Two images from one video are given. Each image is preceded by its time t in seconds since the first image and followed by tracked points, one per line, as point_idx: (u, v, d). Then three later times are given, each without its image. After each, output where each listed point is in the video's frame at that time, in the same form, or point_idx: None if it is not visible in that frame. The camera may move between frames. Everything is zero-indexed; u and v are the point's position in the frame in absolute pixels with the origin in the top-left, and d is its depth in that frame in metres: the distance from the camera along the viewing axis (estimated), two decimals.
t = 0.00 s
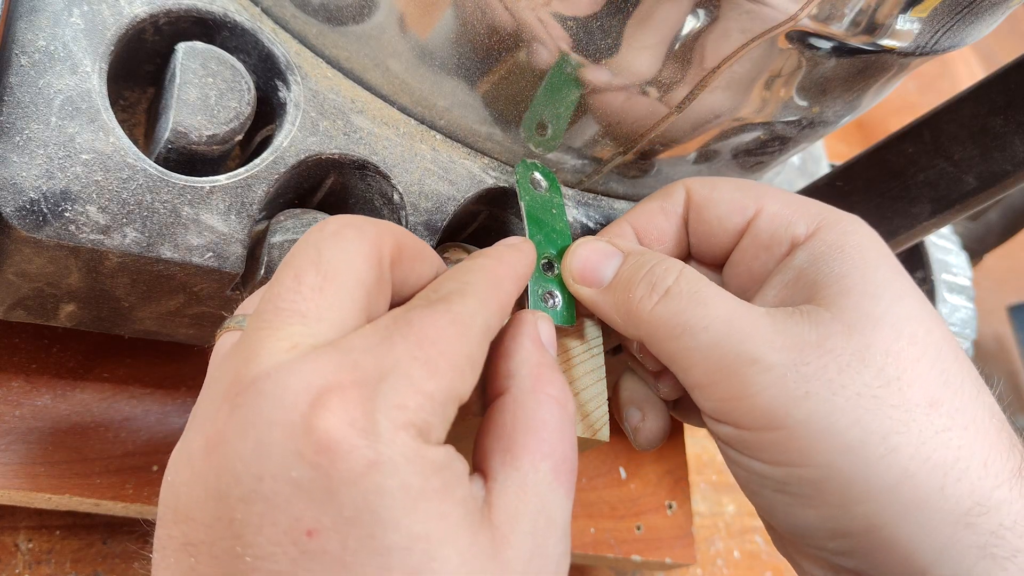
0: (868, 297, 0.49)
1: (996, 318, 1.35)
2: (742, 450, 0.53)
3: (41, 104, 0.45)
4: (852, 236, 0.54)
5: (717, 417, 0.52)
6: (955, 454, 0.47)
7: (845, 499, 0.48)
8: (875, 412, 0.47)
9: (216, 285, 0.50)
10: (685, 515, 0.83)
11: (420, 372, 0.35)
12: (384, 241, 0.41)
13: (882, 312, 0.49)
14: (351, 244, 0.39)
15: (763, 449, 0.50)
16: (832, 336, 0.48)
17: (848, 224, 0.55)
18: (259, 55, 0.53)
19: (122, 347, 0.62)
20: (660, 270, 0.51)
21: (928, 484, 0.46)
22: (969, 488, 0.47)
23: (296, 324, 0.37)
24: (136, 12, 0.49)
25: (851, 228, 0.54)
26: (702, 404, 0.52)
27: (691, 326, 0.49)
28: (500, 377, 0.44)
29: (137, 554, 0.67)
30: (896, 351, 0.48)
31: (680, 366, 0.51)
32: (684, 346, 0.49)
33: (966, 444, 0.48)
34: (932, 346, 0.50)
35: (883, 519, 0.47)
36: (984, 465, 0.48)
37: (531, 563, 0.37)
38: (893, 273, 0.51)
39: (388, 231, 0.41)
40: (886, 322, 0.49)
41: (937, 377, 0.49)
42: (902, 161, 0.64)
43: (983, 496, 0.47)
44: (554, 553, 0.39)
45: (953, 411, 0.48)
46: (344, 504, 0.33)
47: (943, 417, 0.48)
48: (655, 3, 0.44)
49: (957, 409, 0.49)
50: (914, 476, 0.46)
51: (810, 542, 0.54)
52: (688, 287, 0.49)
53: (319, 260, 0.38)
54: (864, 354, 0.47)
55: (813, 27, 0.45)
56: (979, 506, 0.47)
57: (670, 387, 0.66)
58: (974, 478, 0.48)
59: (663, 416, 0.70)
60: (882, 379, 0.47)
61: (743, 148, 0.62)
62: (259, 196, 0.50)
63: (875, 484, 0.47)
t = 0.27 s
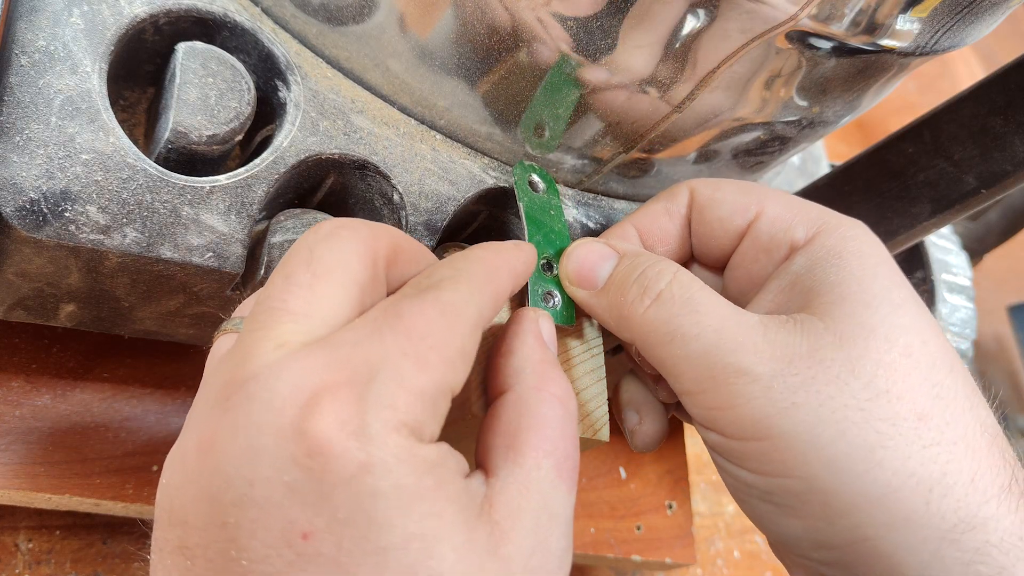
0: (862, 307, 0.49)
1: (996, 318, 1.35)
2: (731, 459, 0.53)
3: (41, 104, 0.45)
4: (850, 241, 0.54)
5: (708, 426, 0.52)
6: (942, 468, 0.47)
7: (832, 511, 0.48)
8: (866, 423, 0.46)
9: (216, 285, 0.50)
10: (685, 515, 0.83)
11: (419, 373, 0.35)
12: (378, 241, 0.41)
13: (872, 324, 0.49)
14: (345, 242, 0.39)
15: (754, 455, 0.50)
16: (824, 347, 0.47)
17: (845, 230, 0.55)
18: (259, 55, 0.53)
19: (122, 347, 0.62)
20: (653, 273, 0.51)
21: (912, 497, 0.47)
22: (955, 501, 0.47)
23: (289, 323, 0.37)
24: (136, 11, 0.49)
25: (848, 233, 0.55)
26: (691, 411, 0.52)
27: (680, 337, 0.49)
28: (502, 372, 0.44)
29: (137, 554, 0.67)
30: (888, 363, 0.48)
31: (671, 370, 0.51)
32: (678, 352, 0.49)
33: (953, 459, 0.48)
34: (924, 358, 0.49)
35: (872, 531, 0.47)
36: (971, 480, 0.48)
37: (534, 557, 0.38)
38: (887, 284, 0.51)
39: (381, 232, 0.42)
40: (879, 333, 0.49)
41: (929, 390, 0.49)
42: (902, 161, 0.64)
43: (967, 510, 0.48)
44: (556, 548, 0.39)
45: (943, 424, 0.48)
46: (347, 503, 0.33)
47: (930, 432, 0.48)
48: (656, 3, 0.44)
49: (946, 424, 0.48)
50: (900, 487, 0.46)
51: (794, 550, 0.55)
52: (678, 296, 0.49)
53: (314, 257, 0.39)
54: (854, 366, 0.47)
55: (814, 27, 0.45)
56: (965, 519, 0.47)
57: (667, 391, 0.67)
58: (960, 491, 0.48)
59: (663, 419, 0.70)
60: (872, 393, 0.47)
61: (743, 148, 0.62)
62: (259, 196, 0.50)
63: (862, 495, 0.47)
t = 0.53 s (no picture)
0: (858, 313, 0.49)
1: (996, 318, 1.35)
2: (725, 464, 0.53)
3: (41, 104, 0.45)
4: (847, 250, 0.53)
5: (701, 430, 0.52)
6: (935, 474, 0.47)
7: (826, 517, 0.48)
8: (862, 428, 0.47)
9: (216, 285, 0.50)
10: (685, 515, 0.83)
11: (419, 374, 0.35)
12: (416, 248, 0.40)
13: (867, 330, 0.49)
14: (382, 250, 0.38)
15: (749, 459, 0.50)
16: (820, 353, 0.48)
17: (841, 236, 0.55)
18: (258, 55, 0.53)
19: (123, 347, 0.62)
20: (653, 275, 0.50)
21: (904, 503, 0.47)
22: (948, 508, 0.47)
23: (317, 333, 0.36)
24: (136, 12, 0.49)
25: (845, 240, 0.54)
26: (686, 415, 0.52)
27: (677, 340, 0.48)
28: (517, 378, 0.44)
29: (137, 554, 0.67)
30: (883, 368, 0.48)
31: (666, 372, 0.50)
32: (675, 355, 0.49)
33: (947, 466, 0.48)
34: (918, 366, 0.49)
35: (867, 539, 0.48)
36: (966, 488, 0.48)
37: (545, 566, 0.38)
38: (883, 291, 0.51)
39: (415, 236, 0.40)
40: (875, 339, 0.49)
41: (923, 397, 0.49)
42: (902, 161, 0.64)
43: (961, 518, 0.47)
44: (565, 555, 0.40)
45: (937, 432, 0.48)
46: (348, 502, 0.33)
47: (925, 438, 0.48)
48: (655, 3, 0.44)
49: (940, 430, 0.48)
50: (892, 493, 0.47)
51: (786, 556, 0.55)
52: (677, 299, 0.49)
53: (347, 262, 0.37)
54: (849, 371, 0.47)
55: (813, 27, 0.45)
56: (959, 526, 0.47)
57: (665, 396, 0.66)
58: (953, 498, 0.48)
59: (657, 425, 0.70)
60: (867, 400, 0.47)
61: (743, 148, 0.62)
62: (259, 196, 0.50)
63: (855, 501, 0.47)
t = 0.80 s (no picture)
0: (857, 316, 0.49)
1: (996, 318, 1.35)
2: (722, 467, 0.53)
3: (41, 104, 0.45)
4: (848, 254, 0.53)
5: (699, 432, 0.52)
6: (933, 479, 0.47)
7: (822, 520, 0.48)
8: (861, 431, 0.47)
9: (216, 285, 0.50)
10: (685, 514, 0.83)
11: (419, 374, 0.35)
12: (403, 254, 0.39)
13: (865, 334, 0.49)
14: (370, 256, 0.38)
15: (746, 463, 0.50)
16: (819, 356, 0.48)
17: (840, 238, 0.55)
18: (258, 55, 0.53)
19: (122, 347, 0.62)
20: (653, 276, 0.50)
21: (902, 508, 0.47)
22: (946, 512, 0.47)
23: (307, 341, 0.36)
24: (136, 12, 0.49)
25: (846, 242, 0.54)
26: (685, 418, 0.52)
27: (675, 343, 0.48)
28: (513, 383, 0.44)
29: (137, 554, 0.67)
30: (882, 371, 0.48)
31: (663, 373, 0.50)
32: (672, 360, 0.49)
33: (945, 471, 0.48)
34: (918, 369, 0.49)
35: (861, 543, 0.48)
36: (963, 493, 0.48)
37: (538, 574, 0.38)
38: (882, 293, 0.51)
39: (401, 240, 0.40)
40: (874, 342, 0.49)
41: (922, 400, 0.49)
42: (901, 161, 0.64)
43: (958, 523, 0.48)
44: (559, 564, 0.40)
45: (935, 436, 0.48)
46: (338, 508, 0.34)
47: (923, 442, 0.48)
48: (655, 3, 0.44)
49: (939, 435, 0.48)
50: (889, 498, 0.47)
51: (784, 559, 0.55)
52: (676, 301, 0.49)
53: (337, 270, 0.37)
54: (848, 374, 0.47)
55: (813, 27, 0.45)
56: (957, 530, 0.47)
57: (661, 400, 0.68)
58: (951, 503, 0.48)
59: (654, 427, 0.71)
60: (865, 403, 0.47)
61: (743, 148, 0.62)
62: (259, 196, 0.50)
63: (853, 505, 0.47)
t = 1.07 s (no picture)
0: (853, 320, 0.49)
1: (996, 317, 1.35)
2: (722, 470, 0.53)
3: (41, 104, 0.45)
4: (847, 256, 0.53)
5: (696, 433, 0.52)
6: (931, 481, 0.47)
7: (822, 522, 0.48)
8: (860, 433, 0.47)
9: (216, 285, 0.50)
10: (685, 514, 0.83)
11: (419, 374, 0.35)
12: (387, 248, 0.40)
13: (861, 338, 0.49)
14: (354, 249, 0.38)
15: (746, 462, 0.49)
16: (816, 360, 0.47)
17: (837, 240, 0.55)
18: (259, 55, 0.53)
19: (122, 348, 0.62)
20: (648, 276, 0.51)
21: (900, 510, 0.47)
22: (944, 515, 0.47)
23: (294, 336, 0.36)
24: (136, 11, 0.49)
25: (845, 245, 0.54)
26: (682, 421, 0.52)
27: (671, 346, 0.49)
28: (518, 373, 0.45)
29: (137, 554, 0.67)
30: (879, 374, 0.48)
31: (661, 376, 0.51)
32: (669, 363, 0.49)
33: (944, 474, 0.48)
34: (914, 372, 0.49)
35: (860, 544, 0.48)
36: (963, 496, 0.48)
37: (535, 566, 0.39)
38: (879, 297, 0.51)
39: (384, 234, 0.40)
40: (871, 345, 0.49)
41: (919, 403, 0.49)
42: (901, 161, 0.64)
43: (957, 525, 0.47)
44: (558, 556, 0.40)
45: (934, 439, 0.48)
46: (327, 498, 0.34)
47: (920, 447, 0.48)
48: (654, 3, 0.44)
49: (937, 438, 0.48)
50: (887, 502, 0.47)
51: (784, 562, 0.55)
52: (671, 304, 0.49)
53: (321, 264, 0.37)
54: (846, 377, 0.47)
55: (814, 27, 0.45)
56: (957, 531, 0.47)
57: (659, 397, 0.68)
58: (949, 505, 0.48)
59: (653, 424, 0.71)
60: (862, 407, 0.47)
61: (743, 148, 0.63)
62: (259, 196, 0.50)
63: (851, 509, 0.47)
